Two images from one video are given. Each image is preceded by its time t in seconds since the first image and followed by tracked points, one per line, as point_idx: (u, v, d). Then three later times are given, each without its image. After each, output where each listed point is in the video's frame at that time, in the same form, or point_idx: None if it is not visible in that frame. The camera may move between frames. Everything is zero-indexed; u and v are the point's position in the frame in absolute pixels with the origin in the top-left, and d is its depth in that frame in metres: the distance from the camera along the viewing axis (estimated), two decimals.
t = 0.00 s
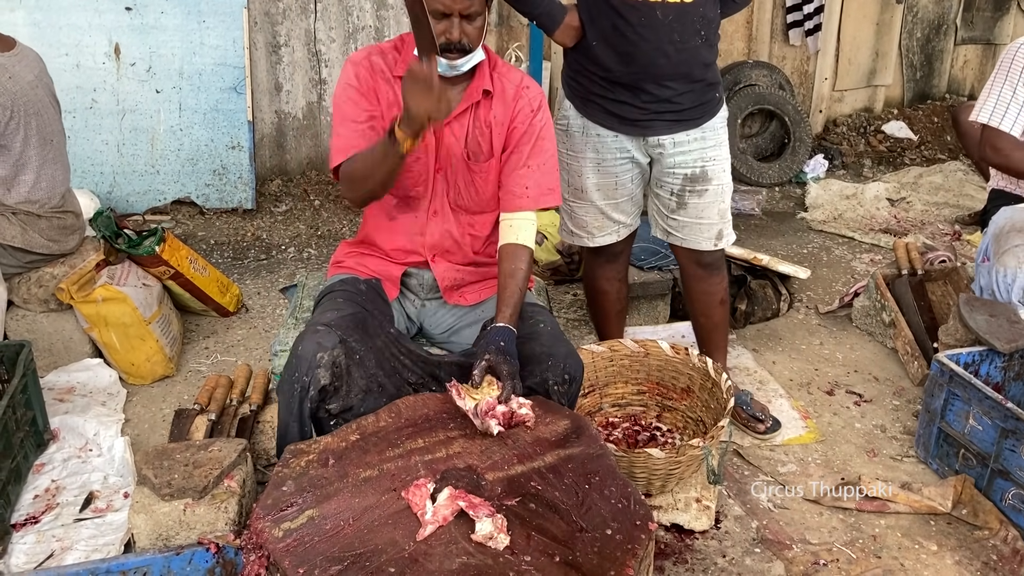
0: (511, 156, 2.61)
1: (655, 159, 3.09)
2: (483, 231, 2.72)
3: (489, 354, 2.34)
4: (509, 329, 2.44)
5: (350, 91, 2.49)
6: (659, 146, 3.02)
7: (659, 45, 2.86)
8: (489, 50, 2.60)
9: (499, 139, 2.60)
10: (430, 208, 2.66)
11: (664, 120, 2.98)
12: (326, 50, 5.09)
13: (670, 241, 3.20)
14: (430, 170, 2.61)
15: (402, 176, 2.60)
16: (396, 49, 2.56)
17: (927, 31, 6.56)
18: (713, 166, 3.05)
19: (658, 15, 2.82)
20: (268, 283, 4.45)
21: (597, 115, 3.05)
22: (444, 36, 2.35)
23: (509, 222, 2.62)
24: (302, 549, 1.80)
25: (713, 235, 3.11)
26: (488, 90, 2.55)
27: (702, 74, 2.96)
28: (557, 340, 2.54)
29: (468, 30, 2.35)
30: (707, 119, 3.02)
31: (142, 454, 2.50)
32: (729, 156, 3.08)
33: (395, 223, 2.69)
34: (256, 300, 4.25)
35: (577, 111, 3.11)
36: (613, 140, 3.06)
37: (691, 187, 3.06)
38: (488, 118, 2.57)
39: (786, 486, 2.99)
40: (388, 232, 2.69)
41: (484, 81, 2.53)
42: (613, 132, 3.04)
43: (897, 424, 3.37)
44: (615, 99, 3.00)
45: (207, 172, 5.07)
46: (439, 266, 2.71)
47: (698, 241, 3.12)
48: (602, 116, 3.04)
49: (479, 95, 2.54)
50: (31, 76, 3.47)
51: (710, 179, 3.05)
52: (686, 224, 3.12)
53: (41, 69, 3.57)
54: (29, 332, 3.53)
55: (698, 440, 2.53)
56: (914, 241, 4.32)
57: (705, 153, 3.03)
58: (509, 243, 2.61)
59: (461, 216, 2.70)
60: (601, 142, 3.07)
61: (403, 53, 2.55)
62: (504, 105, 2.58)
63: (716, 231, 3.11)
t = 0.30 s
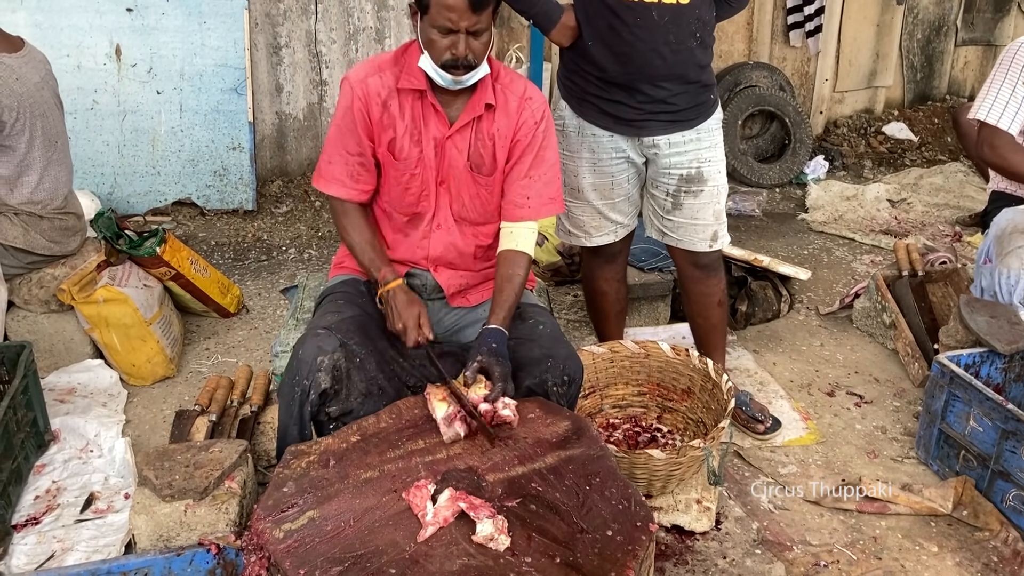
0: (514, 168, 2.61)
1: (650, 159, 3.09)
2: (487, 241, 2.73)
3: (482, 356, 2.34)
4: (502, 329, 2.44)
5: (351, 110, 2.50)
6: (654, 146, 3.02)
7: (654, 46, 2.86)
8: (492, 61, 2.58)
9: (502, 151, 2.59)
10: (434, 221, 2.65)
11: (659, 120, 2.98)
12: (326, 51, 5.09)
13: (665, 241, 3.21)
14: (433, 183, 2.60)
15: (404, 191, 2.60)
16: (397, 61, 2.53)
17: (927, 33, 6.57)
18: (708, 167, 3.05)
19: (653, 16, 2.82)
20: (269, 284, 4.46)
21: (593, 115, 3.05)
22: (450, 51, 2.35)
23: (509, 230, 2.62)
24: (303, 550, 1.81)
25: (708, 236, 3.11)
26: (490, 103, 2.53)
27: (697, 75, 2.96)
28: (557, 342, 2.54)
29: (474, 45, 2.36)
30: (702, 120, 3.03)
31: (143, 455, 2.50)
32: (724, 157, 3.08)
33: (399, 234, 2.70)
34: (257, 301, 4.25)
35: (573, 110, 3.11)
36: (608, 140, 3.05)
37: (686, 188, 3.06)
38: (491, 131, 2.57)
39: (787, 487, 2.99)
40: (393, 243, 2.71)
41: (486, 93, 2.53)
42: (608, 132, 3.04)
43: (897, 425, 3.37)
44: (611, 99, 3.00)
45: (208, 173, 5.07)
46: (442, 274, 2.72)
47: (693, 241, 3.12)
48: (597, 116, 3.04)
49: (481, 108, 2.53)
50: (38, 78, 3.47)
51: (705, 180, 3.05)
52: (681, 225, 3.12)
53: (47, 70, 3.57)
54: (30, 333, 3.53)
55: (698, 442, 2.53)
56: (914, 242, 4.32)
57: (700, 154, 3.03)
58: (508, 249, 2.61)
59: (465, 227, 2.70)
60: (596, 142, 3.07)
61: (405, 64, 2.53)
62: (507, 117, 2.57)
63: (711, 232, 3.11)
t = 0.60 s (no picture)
0: (510, 166, 2.61)
1: (649, 160, 3.09)
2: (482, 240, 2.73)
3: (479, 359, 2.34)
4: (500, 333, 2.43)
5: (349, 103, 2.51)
6: (652, 147, 3.02)
7: (652, 48, 2.86)
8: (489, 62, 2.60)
9: (498, 150, 2.60)
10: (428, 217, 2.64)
11: (657, 122, 2.98)
12: (326, 53, 5.09)
13: (664, 242, 3.21)
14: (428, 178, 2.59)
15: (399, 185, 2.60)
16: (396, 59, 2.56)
17: (928, 34, 6.57)
18: (707, 168, 3.05)
19: (652, 18, 2.82)
20: (269, 285, 4.46)
21: (591, 115, 3.05)
22: (443, 51, 2.36)
23: (506, 231, 2.62)
24: (304, 551, 1.81)
25: (706, 237, 3.11)
26: (487, 101, 2.54)
27: (695, 77, 2.96)
28: (555, 343, 2.54)
29: (468, 45, 2.36)
30: (700, 122, 3.03)
31: (144, 456, 2.50)
32: (722, 158, 3.08)
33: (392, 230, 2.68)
34: (258, 302, 4.26)
35: (572, 111, 3.11)
36: (606, 140, 3.05)
37: (685, 189, 3.06)
38: (487, 128, 2.57)
39: (787, 489, 2.99)
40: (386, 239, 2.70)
41: (482, 91, 2.54)
42: (606, 133, 3.04)
43: (898, 427, 3.37)
44: (609, 99, 3.00)
45: (209, 175, 5.07)
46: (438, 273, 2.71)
47: (692, 242, 3.12)
48: (596, 116, 3.04)
49: (478, 106, 2.54)
50: (35, 78, 3.48)
51: (703, 181, 3.06)
52: (680, 226, 3.12)
53: (45, 71, 3.57)
54: (31, 334, 3.54)
55: (699, 443, 2.53)
56: (914, 244, 4.32)
57: (699, 155, 3.04)
58: (504, 249, 2.61)
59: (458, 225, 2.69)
60: (594, 142, 3.07)
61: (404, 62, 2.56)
62: (503, 115, 2.58)
63: (709, 233, 3.11)
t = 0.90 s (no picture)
0: (505, 169, 2.61)
1: (649, 162, 3.09)
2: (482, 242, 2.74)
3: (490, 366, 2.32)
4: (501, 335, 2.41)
5: (342, 112, 2.52)
6: (652, 149, 3.02)
7: (653, 49, 2.86)
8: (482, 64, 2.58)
9: (493, 152, 2.59)
10: (427, 223, 2.67)
11: (657, 123, 2.99)
12: (326, 54, 5.08)
13: (664, 244, 3.21)
14: (425, 184, 2.61)
15: (396, 192, 2.61)
16: (387, 64, 2.54)
17: (927, 36, 6.58)
18: (707, 169, 3.06)
19: (652, 20, 2.83)
20: (269, 287, 4.46)
21: (591, 116, 3.06)
22: (435, 54, 2.35)
23: (504, 233, 2.60)
24: (303, 552, 1.81)
25: (707, 238, 3.11)
26: (479, 105, 2.54)
27: (696, 79, 2.96)
28: (554, 345, 2.54)
29: (459, 47, 2.35)
30: (701, 123, 3.03)
31: (144, 457, 2.50)
32: (722, 160, 3.09)
33: (394, 236, 2.71)
34: (257, 304, 4.26)
35: (572, 112, 3.12)
36: (607, 142, 3.06)
37: (685, 191, 3.07)
38: (481, 132, 2.57)
39: (787, 489, 3.00)
40: (388, 244, 2.73)
41: (475, 95, 2.53)
42: (606, 134, 3.04)
43: (897, 428, 3.37)
44: (609, 101, 3.01)
45: (208, 176, 5.07)
46: (438, 275, 2.72)
47: (692, 244, 3.12)
48: (596, 118, 3.05)
49: (470, 110, 2.54)
50: (28, 77, 3.49)
51: (704, 183, 3.06)
52: (680, 227, 3.13)
53: (37, 71, 3.59)
54: (31, 335, 3.54)
55: (698, 445, 2.53)
56: (914, 245, 4.32)
57: (699, 157, 3.04)
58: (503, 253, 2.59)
59: (458, 228, 2.70)
60: (595, 144, 3.07)
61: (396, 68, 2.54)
62: (497, 118, 2.57)
63: (709, 235, 3.11)
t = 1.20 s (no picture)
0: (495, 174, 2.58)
1: (650, 163, 3.09)
2: (478, 247, 2.73)
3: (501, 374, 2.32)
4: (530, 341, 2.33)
5: (328, 123, 2.55)
6: (654, 150, 3.02)
7: (654, 51, 2.87)
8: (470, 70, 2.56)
9: (483, 159, 2.57)
10: (420, 231, 2.67)
11: (658, 125, 2.99)
12: (326, 56, 5.08)
13: (665, 245, 3.21)
14: (416, 193, 2.61)
15: (387, 201, 2.62)
16: (373, 73, 2.55)
17: (927, 38, 6.59)
18: (708, 171, 3.06)
19: (653, 22, 2.83)
20: (268, 288, 4.46)
21: (592, 118, 3.06)
22: (418, 62, 2.35)
23: (526, 239, 2.52)
24: (302, 554, 1.81)
25: (708, 240, 3.12)
26: (466, 112, 2.52)
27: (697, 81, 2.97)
28: (553, 348, 2.54)
29: (443, 54, 2.35)
30: (702, 125, 3.03)
31: (143, 459, 2.50)
32: (723, 163, 3.09)
33: (389, 244, 2.73)
34: (257, 305, 4.26)
35: (573, 113, 3.12)
36: (608, 144, 3.06)
37: (686, 193, 3.07)
38: (470, 138, 2.55)
39: (786, 491, 3.00)
40: (384, 252, 2.75)
41: (461, 102, 2.51)
42: (608, 136, 3.05)
43: (897, 430, 3.37)
44: (610, 103, 3.01)
45: (208, 178, 5.07)
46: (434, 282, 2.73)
47: (693, 245, 3.12)
48: (597, 120, 3.05)
49: (457, 117, 2.52)
50: (19, 78, 3.49)
51: (705, 185, 3.06)
52: (681, 229, 3.13)
53: (28, 72, 3.58)
54: (30, 337, 3.54)
55: (698, 447, 2.53)
56: (913, 247, 4.32)
57: (700, 158, 3.04)
58: (527, 257, 2.51)
59: (452, 235, 2.70)
60: (596, 146, 3.08)
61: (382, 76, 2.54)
62: (486, 124, 2.55)
63: (711, 237, 3.11)
